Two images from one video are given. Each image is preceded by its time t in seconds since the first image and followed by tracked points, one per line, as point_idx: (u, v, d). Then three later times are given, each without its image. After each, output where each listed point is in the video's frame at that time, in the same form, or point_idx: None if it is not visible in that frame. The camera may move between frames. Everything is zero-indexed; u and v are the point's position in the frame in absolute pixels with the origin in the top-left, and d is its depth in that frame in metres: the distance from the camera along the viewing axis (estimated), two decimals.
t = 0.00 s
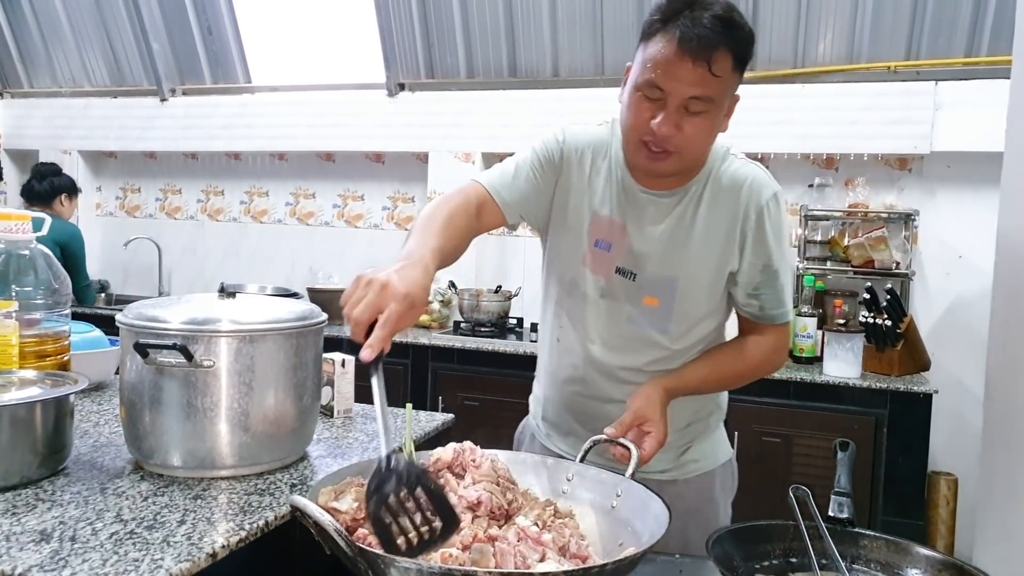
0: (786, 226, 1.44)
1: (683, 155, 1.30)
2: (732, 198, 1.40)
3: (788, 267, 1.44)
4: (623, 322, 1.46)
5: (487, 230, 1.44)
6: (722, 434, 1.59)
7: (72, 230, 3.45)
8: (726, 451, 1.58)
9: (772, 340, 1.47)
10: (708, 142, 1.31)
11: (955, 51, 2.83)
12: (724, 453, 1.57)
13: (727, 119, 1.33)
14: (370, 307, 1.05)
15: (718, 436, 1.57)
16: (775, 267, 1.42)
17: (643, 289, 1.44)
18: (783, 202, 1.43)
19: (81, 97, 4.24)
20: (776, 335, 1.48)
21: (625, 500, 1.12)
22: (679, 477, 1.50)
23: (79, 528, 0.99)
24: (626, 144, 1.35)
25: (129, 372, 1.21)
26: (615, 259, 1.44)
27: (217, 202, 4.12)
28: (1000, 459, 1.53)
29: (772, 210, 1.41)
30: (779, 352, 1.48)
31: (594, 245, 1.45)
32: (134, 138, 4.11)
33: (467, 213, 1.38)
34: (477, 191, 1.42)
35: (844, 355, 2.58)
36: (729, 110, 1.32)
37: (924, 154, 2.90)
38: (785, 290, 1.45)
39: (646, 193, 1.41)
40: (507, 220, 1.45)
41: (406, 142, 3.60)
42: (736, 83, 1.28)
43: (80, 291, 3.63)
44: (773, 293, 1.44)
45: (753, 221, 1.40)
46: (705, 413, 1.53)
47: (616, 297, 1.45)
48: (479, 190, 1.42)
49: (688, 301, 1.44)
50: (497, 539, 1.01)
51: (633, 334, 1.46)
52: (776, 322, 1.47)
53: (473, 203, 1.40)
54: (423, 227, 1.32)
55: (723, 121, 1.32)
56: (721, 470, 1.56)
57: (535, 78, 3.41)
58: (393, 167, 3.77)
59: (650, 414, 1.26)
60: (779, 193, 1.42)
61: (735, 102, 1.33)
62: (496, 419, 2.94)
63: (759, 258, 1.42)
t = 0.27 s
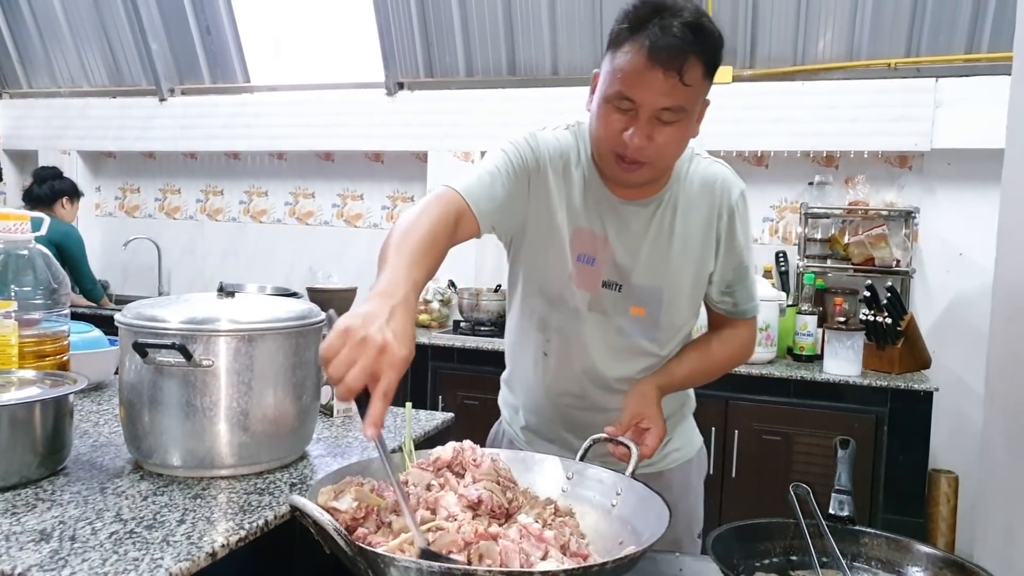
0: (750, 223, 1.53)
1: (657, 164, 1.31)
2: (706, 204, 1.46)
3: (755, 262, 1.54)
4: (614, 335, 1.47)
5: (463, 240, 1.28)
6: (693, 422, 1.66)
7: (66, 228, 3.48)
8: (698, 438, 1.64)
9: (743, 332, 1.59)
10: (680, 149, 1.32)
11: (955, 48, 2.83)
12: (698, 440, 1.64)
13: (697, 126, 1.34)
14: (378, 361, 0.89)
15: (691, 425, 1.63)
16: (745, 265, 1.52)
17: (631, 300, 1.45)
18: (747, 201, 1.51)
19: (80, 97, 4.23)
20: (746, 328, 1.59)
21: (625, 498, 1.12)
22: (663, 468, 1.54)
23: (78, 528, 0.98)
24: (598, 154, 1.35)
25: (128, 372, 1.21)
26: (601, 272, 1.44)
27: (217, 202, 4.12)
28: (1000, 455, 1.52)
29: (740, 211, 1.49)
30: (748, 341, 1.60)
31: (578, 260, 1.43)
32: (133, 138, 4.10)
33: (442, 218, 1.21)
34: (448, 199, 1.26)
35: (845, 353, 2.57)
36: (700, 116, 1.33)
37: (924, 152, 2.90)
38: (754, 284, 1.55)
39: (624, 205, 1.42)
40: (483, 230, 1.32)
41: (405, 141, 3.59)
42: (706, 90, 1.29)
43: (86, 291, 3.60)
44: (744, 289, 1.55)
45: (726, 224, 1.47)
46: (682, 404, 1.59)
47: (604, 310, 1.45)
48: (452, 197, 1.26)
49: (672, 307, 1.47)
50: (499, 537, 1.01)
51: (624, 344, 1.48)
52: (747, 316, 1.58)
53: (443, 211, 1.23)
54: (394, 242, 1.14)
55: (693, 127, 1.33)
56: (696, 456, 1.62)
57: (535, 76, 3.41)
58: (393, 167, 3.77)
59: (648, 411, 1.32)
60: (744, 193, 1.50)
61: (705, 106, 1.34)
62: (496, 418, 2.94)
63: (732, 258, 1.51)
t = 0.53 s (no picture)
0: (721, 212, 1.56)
1: (634, 169, 1.30)
2: (685, 202, 1.48)
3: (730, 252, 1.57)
4: (606, 339, 1.48)
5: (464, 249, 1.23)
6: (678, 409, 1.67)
7: (76, 231, 3.51)
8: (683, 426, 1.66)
9: (722, 322, 1.63)
10: (656, 152, 1.31)
11: (955, 45, 2.83)
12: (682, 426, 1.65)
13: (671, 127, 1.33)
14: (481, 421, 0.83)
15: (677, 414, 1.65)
16: (724, 258, 1.56)
17: (621, 304, 1.46)
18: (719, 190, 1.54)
19: (79, 96, 4.23)
20: (726, 318, 1.64)
21: (624, 497, 1.12)
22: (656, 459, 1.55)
23: (76, 526, 0.98)
24: (576, 162, 1.33)
25: (127, 370, 1.20)
26: (591, 279, 1.43)
27: (217, 200, 4.12)
28: (999, 453, 1.52)
29: (716, 205, 1.52)
30: (727, 329, 1.64)
31: (568, 269, 1.42)
32: (133, 136, 4.10)
33: (451, 231, 1.15)
34: (448, 206, 1.20)
35: (845, 351, 2.57)
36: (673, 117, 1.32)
37: (925, 149, 2.89)
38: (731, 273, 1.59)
39: (608, 210, 1.41)
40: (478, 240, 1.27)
41: (405, 139, 3.59)
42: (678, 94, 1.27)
43: (92, 291, 3.58)
44: (722, 281, 1.59)
45: (704, 219, 1.50)
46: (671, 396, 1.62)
47: (595, 314, 1.46)
48: (456, 203, 1.21)
49: (661, 306, 1.49)
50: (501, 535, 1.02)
51: (616, 347, 1.49)
52: (724, 306, 1.62)
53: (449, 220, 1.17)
54: (425, 273, 1.06)
55: (668, 130, 1.32)
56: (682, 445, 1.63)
57: (535, 74, 3.40)
58: (392, 164, 3.77)
59: (644, 408, 1.34)
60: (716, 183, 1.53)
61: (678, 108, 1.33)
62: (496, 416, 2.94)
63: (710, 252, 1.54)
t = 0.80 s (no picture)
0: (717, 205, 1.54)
1: (628, 168, 1.30)
2: (679, 198, 1.46)
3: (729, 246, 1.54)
4: (602, 336, 1.48)
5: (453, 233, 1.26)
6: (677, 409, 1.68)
7: (83, 231, 3.51)
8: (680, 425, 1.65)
9: (721, 316, 1.59)
10: (650, 152, 1.30)
11: (955, 45, 2.83)
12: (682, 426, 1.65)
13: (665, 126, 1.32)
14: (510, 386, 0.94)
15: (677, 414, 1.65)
16: (721, 252, 1.53)
17: (615, 300, 1.46)
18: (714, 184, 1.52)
19: (80, 95, 4.23)
20: (726, 311, 1.59)
21: (623, 497, 1.12)
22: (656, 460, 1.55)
23: (72, 525, 0.98)
24: (569, 160, 1.33)
25: (124, 370, 1.20)
26: (585, 275, 1.44)
27: (217, 199, 4.12)
28: (997, 454, 1.52)
29: (711, 199, 1.50)
30: (728, 324, 1.60)
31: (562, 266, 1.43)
32: (133, 136, 4.10)
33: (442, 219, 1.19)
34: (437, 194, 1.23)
35: (845, 351, 2.57)
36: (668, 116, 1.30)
37: (924, 150, 2.89)
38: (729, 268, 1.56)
39: (600, 207, 1.40)
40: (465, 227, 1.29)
41: (405, 139, 3.59)
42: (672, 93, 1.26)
43: (96, 291, 3.57)
44: (721, 276, 1.55)
45: (698, 214, 1.48)
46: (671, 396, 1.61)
47: (590, 311, 1.46)
48: (444, 188, 1.25)
49: (656, 301, 1.48)
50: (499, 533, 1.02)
51: (612, 344, 1.49)
52: (725, 301, 1.58)
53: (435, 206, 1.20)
54: (429, 258, 1.11)
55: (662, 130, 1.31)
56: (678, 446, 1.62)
57: (535, 74, 3.40)
58: (392, 164, 3.77)
59: (643, 408, 1.34)
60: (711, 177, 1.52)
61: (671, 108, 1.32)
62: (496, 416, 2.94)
63: (706, 247, 1.51)
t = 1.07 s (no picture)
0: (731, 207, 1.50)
1: (639, 168, 1.30)
2: (685, 195, 1.44)
3: (742, 248, 1.50)
4: (601, 329, 1.47)
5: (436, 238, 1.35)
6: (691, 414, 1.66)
7: (85, 227, 3.53)
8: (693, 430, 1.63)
9: (734, 318, 1.54)
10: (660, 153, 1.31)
11: (954, 42, 2.82)
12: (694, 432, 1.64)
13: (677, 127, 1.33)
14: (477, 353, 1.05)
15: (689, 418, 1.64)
16: (732, 252, 1.49)
17: (614, 294, 1.45)
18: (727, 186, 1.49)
19: (79, 96, 4.23)
20: (739, 313, 1.54)
21: (620, 495, 1.11)
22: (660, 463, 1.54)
23: (68, 526, 0.98)
24: (579, 159, 1.34)
25: (121, 370, 1.20)
26: (583, 267, 1.43)
27: (216, 200, 4.12)
28: (996, 452, 1.52)
29: (722, 198, 1.47)
30: (742, 327, 1.55)
31: (560, 257, 1.43)
32: (132, 136, 4.10)
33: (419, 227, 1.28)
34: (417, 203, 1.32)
35: (844, 349, 2.57)
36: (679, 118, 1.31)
37: (924, 147, 2.89)
38: (742, 270, 1.52)
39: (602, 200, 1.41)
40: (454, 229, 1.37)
41: (404, 139, 3.59)
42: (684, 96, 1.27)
43: (95, 292, 3.63)
44: (733, 276, 1.51)
45: (706, 212, 1.45)
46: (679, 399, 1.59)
47: (589, 304, 1.45)
48: (419, 201, 1.32)
49: (659, 298, 1.46)
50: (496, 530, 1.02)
51: (612, 338, 1.48)
52: (737, 302, 1.53)
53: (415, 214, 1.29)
54: (407, 261, 1.20)
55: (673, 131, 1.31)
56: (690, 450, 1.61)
57: (534, 73, 3.40)
58: (391, 164, 3.77)
59: (642, 410, 1.32)
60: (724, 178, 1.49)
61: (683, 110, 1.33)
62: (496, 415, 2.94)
63: (715, 246, 1.48)
